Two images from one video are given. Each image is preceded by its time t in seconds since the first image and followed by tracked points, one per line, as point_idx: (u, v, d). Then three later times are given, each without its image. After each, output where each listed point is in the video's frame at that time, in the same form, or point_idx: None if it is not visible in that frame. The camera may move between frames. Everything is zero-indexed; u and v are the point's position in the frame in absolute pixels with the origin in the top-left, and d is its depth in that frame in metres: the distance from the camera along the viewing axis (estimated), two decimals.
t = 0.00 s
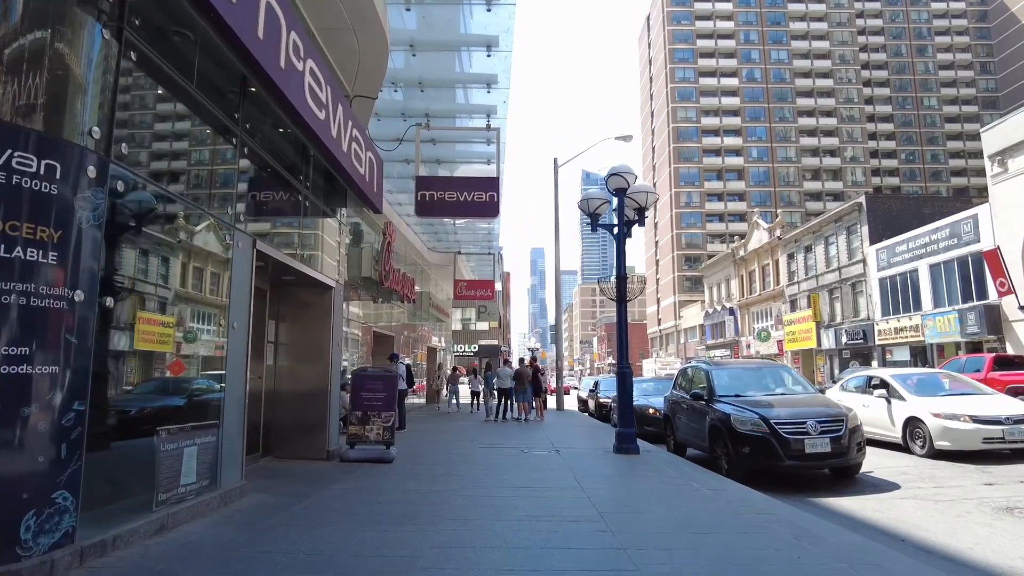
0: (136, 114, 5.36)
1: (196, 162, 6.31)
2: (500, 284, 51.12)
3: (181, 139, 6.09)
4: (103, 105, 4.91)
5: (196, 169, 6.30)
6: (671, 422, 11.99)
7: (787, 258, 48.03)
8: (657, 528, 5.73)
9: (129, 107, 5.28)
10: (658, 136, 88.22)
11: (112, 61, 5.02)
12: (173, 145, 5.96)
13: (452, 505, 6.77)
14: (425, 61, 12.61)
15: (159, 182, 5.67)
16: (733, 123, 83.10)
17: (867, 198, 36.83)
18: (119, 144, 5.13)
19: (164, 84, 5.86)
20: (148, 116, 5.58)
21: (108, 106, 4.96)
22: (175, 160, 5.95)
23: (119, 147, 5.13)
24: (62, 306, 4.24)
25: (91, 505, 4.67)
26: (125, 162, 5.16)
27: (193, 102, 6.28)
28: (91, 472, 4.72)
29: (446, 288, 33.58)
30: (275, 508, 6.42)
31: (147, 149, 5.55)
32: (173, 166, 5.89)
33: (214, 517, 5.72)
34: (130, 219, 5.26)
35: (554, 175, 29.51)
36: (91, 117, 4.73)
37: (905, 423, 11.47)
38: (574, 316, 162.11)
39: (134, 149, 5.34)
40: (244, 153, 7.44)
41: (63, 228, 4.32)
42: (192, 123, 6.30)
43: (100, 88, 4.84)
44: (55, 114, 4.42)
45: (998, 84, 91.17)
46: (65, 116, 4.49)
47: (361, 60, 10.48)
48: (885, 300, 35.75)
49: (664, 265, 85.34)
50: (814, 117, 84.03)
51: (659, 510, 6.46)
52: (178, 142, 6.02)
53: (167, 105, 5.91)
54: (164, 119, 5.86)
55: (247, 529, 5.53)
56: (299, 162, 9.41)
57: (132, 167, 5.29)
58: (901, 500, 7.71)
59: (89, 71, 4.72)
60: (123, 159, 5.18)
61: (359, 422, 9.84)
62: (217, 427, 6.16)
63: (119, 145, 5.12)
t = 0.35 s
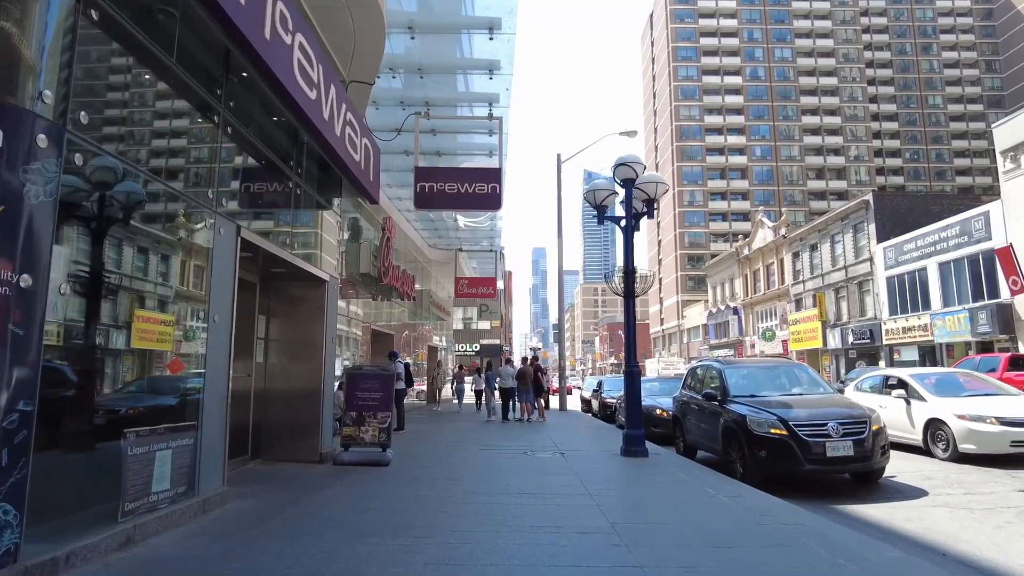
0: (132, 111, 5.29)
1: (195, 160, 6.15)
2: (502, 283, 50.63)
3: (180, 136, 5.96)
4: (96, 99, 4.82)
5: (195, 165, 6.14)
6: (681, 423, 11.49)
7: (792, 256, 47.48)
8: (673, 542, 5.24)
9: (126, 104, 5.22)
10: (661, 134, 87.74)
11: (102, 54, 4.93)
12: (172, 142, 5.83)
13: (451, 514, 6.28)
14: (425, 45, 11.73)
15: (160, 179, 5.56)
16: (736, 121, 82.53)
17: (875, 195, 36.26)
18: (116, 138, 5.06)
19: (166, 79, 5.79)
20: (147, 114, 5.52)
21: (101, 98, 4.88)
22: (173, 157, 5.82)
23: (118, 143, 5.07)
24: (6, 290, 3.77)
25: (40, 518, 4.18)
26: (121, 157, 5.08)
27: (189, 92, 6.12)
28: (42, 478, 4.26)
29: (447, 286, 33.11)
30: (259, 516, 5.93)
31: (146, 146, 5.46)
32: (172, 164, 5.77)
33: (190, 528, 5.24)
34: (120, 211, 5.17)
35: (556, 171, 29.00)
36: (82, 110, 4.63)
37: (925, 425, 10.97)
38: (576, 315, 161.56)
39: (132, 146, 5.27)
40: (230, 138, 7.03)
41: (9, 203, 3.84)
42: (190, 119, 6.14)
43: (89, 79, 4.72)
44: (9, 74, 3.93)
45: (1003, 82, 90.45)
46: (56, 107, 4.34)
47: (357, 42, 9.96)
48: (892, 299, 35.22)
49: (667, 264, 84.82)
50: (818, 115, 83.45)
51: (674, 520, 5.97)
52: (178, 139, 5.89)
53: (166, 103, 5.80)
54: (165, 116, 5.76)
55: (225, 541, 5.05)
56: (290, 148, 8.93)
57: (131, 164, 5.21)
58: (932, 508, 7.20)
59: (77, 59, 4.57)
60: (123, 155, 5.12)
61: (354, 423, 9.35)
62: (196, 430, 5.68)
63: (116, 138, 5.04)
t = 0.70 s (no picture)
0: (125, 110, 5.24)
1: (190, 159, 5.99)
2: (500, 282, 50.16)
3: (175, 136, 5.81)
4: (90, 98, 4.89)
5: (186, 164, 5.94)
6: (683, 425, 11.04)
7: (792, 255, 47.12)
8: (680, 557, 4.80)
9: (118, 102, 5.18)
10: (659, 134, 87.35)
11: (96, 52, 4.97)
12: (166, 142, 5.70)
13: (439, 526, 5.83)
14: (416, 30, 11.07)
15: (152, 179, 5.46)
16: (735, 120, 82.21)
17: (876, 193, 35.89)
18: (109, 138, 5.07)
19: (149, 70, 5.53)
20: (139, 112, 5.43)
21: (95, 97, 4.95)
22: (167, 156, 5.69)
23: (112, 144, 5.09)
24: None
25: None
26: (112, 156, 5.06)
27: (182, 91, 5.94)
28: None
29: (443, 286, 32.67)
30: (229, 529, 5.47)
31: (139, 145, 5.39)
32: (165, 163, 5.63)
33: (149, 543, 4.79)
34: (98, 206, 5.01)
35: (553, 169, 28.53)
36: (74, 110, 4.70)
37: (937, 427, 10.53)
38: (574, 316, 161.10)
39: (124, 146, 5.21)
40: (211, 128, 6.61)
41: None
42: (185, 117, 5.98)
43: (82, 78, 4.82)
44: None
45: (1002, 81, 90.19)
46: (47, 104, 4.40)
47: (343, 24, 9.52)
48: (893, 298, 34.85)
49: (666, 264, 84.43)
50: (817, 114, 83.22)
51: (680, 532, 5.54)
52: (172, 139, 5.75)
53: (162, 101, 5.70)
54: (159, 116, 5.64)
55: (187, 558, 4.59)
56: (272, 137, 8.44)
57: (123, 163, 5.18)
58: (952, 515, 6.76)
59: (68, 57, 4.65)
60: (114, 154, 5.11)
61: (339, 426, 8.89)
62: (159, 435, 5.22)
63: (109, 137, 5.07)
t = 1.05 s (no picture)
0: (116, 108, 5.03)
1: (174, 156, 5.86)
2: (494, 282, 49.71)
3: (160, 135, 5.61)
4: (80, 96, 4.69)
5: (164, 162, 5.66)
6: (684, 427, 10.58)
7: (789, 254, 46.79)
8: None
9: (109, 100, 4.97)
10: (654, 133, 87.11)
11: (83, 49, 4.76)
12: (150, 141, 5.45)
13: (426, 542, 5.37)
14: (405, 14, 10.52)
15: (141, 179, 5.23)
16: (731, 119, 81.94)
17: (875, 191, 35.54)
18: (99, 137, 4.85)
19: (123, 55, 5.15)
20: (130, 110, 5.19)
21: (84, 95, 4.73)
22: (151, 154, 5.43)
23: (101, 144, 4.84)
24: None
25: None
26: (100, 154, 4.79)
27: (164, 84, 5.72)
28: None
29: (437, 284, 32.19)
30: (195, 546, 4.99)
31: (129, 144, 5.16)
32: (151, 161, 5.39)
33: (102, 564, 4.31)
34: (73, 198, 4.66)
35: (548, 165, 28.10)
36: (62, 108, 4.50)
37: (950, 429, 10.11)
38: (570, 315, 160.68)
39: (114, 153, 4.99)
40: (182, 112, 6.19)
41: None
42: (172, 116, 5.90)
43: (70, 76, 4.63)
44: None
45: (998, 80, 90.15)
46: (37, 101, 4.27)
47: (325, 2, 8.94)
48: (892, 297, 34.54)
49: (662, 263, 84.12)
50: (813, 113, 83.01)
51: (689, 550, 5.08)
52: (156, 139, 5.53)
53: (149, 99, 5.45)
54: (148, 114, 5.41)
55: None
56: (251, 124, 7.97)
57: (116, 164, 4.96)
58: (977, 526, 6.32)
59: (57, 54, 4.50)
60: (105, 153, 4.87)
61: (323, 429, 8.41)
62: (114, 443, 4.72)
63: (99, 136, 4.83)
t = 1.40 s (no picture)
0: (112, 104, 4.92)
1: (174, 152, 5.98)
2: (494, 281, 49.25)
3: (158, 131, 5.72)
4: (75, 93, 4.56)
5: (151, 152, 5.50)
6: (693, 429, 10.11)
7: (792, 253, 46.32)
8: None
9: (105, 97, 4.84)
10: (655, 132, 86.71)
11: (79, 46, 4.66)
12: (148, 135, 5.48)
13: (418, 555, 4.90)
14: None
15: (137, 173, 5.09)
16: (733, 118, 81.48)
17: (880, 189, 35.09)
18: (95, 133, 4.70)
19: (101, 32, 4.85)
20: (121, 107, 5.05)
21: (80, 92, 4.60)
22: (149, 151, 5.48)
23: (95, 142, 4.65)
24: None
25: None
26: (96, 152, 4.62)
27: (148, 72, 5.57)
28: None
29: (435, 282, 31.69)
30: (161, 561, 4.52)
31: (121, 140, 5.00)
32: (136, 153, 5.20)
33: None
34: (53, 187, 4.33)
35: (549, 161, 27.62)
36: (58, 105, 4.37)
37: (971, 431, 9.63)
38: (569, 315, 160.11)
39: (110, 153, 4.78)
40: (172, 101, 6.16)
41: None
42: (172, 113, 6.09)
43: (66, 72, 4.50)
44: None
45: (1000, 80, 89.71)
46: (31, 97, 4.18)
47: None
48: (897, 296, 34.07)
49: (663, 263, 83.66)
50: (815, 112, 82.55)
51: (706, 567, 4.61)
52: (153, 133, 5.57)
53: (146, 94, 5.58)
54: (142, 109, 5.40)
55: None
56: (235, 106, 7.54)
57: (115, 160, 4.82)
58: (1013, 536, 5.86)
59: (51, 50, 4.39)
60: (99, 150, 4.66)
61: (312, 431, 7.94)
62: (68, 447, 4.23)
63: (93, 134, 4.66)
